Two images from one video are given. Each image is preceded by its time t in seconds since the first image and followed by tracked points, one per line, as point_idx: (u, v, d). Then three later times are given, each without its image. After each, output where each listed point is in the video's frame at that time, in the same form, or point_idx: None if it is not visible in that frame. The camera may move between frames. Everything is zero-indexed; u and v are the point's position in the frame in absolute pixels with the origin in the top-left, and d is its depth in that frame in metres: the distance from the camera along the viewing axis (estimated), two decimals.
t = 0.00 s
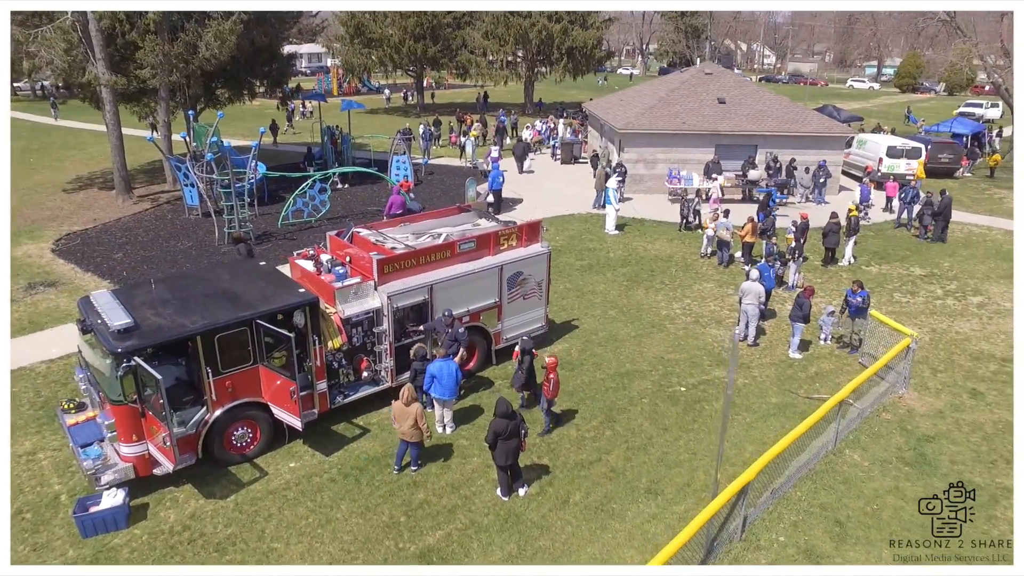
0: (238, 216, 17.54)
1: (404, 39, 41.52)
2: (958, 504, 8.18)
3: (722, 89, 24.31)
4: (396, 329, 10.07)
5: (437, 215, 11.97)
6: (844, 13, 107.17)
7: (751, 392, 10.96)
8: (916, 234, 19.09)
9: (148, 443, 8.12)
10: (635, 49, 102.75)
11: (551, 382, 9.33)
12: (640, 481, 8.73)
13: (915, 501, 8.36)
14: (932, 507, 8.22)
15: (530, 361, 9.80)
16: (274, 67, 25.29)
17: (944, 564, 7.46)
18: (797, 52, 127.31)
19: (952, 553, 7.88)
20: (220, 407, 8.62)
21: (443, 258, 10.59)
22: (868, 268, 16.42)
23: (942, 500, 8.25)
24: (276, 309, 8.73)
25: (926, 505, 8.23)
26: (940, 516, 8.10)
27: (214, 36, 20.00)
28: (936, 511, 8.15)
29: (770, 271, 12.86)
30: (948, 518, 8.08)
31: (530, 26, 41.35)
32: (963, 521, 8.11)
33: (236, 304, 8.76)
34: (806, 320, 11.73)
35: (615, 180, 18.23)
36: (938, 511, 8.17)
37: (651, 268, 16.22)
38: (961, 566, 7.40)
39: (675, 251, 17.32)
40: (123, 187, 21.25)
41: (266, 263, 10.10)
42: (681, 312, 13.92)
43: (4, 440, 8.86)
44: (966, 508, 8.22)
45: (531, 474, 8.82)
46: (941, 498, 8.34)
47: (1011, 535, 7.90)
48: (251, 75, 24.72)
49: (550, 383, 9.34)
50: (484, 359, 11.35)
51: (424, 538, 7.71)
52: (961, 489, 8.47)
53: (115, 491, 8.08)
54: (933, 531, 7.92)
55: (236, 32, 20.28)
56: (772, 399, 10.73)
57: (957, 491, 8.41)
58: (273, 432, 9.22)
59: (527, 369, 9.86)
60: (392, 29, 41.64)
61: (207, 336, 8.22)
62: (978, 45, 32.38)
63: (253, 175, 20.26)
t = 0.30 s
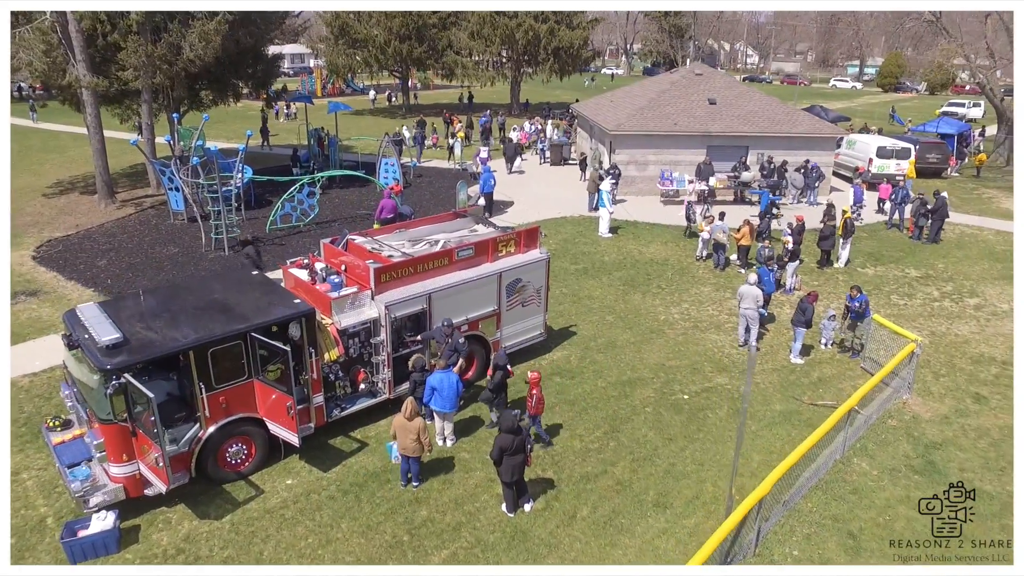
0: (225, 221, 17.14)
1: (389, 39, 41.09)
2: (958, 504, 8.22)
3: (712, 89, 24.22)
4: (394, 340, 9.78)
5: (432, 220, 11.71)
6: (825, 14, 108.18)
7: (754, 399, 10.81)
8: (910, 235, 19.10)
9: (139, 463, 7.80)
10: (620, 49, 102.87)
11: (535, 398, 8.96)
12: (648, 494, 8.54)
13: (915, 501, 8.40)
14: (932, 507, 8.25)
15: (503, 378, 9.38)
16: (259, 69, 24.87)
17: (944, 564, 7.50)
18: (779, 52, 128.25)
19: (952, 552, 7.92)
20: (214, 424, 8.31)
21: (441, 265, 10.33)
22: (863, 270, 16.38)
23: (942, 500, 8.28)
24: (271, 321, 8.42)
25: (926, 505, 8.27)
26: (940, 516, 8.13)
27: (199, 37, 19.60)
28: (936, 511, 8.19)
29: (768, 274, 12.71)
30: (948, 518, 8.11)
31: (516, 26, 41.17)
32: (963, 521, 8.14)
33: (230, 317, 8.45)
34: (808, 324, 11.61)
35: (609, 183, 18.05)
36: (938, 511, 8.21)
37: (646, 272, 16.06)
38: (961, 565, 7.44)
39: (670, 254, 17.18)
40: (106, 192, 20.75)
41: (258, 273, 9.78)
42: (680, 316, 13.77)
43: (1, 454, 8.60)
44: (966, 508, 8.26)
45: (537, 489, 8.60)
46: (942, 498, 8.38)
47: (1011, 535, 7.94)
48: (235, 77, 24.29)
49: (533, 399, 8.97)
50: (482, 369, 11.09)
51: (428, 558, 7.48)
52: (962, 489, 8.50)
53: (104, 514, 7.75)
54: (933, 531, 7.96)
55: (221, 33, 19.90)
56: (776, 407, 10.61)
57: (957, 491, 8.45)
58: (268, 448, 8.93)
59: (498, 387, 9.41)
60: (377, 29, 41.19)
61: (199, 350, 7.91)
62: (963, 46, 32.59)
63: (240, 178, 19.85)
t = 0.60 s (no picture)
0: (224, 225, 16.81)
1: (388, 39, 40.71)
2: (958, 504, 8.24)
3: (717, 91, 23.97)
4: (401, 351, 9.48)
5: (439, 227, 11.43)
6: (822, 14, 108.21)
7: (770, 410, 10.55)
8: (918, 238, 18.89)
9: (139, 483, 7.49)
10: (617, 48, 102.59)
11: (528, 414, 8.49)
12: (665, 511, 8.27)
13: (925, 507, 8.32)
14: (932, 507, 8.28)
15: (496, 397, 9.04)
16: (257, 69, 24.49)
17: (944, 564, 7.52)
18: (777, 52, 128.08)
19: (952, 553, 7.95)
20: (216, 441, 8.00)
21: (449, 274, 10.04)
22: (873, 275, 16.13)
23: (942, 500, 8.31)
24: (276, 334, 8.12)
25: (926, 505, 8.30)
26: (940, 516, 8.15)
27: (197, 37, 19.28)
28: (936, 511, 8.22)
29: (782, 280, 12.41)
30: (949, 518, 8.13)
31: (515, 26, 40.93)
32: (964, 522, 8.16)
33: (232, 329, 8.15)
34: (823, 333, 11.34)
35: (614, 186, 17.77)
36: (939, 511, 8.24)
37: (654, 277, 15.79)
38: (961, 566, 7.47)
39: (676, 259, 16.93)
40: (102, 195, 20.40)
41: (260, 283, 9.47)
42: (689, 323, 13.51)
43: None
44: (966, 508, 8.29)
45: (551, 506, 8.33)
46: (942, 499, 8.40)
47: (1012, 535, 7.98)
48: (233, 78, 23.95)
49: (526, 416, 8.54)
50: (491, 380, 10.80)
51: None
52: (962, 490, 8.53)
53: (102, 536, 7.44)
54: (933, 531, 7.98)
55: (219, 33, 19.60)
56: (793, 418, 10.35)
57: (956, 492, 8.49)
58: (272, 464, 8.63)
59: (490, 404, 9.07)
60: (376, 29, 40.82)
61: (201, 365, 7.61)
62: (966, 47, 32.39)
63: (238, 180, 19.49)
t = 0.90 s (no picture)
0: (224, 229, 16.55)
1: (388, 39, 40.36)
2: (957, 504, 8.24)
3: (722, 92, 23.72)
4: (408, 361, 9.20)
5: (445, 232, 11.18)
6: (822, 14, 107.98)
7: (785, 420, 10.29)
8: (928, 241, 18.65)
9: (138, 501, 7.22)
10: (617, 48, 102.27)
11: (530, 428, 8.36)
12: (681, 527, 8.02)
13: (950, 523, 8.06)
14: (932, 507, 8.29)
15: (502, 409, 8.81)
16: (257, 70, 24.20)
17: (943, 564, 7.52)
18: (777, 51, 127.80)
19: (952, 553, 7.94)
20: (218, 456, 7.73)
21: (457, 281, 9.77)
22: (884, 279, 15.87)
23: (942, 500, 8.31)
24: (280, 345, 7.85)
25: (926, 505, 8.31)
26: (940, 516, 8.16)
27: (196, 37, 19.04)
28: (935, 511, 8.22)
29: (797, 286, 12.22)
30: (948, 517, 8.13)
31: (517, 26, 40.67)
32: (963, 521, 8.16)
33: (234, 340, 7.88)
34: (838, 340, 11.10)
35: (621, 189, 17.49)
36: (938, 511, 8.24)
37: (661, 282, 15.53)
38: (960, 565, 7.46)
39: (684, 263, 16.68)
40: (100, 198, 20.11)
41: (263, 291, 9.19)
42: (700, 330, 13.26)
43: None
44: (966, 508, 8.28)
45: (564, 522, 8.07)
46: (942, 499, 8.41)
47: (1012, 534, 7.98)
48: (233, 79, 23.68)
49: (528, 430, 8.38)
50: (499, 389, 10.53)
51: None
52: (961, 489, 8.53)
53: (99, 556, 7.17)
54: (933, 531, 7.97)
55: (219, 33, 19.36)
56: (809, 429, 10.09)
57: (956, 491, 8.49)
58: (275, 479, 8.36)
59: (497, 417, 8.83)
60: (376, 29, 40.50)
61: (202, 378, 7.34)
62: (972, 48, 32.15)
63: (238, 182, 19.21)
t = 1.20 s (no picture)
0: (224, 232, 16.28)
1: (388, 40, 40.02)
2: (957, 504, 8.22)
3: (727, 92, 23.47)
4: (417, 370, 8.93)
5: (452, 236, 10.91)
6: (822, 15, 107.79)
7: (802, 429, 10.04)
8: (937, 244, 18.42)
9: (138, 518, 6.95)
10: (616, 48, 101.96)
11: (535, 442, 8.20)
12: (699, 542, 7.77)
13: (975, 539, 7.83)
14: (932, 507, 8.32)
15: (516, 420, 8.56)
16: (257, 70, 23.88)
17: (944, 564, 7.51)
18: (777, 52, 127.49)
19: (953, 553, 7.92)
20: (221, 470, 7.46)
21: (466, 287, 9.50)
22: (895, 283, 15.63)
23: (942, 500, 8.33)
24: (285, 356, 7.58)
25: (926, 505, 8.33)
26: (939, 516, 8.17)
27: (195, 37, 18.76)
28: (935, 511, 8.25)
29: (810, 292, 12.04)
30: (948, 518, 8.14)
31: (517, 26, 40.39)
32: (963, 521, 8.14)
33: (237, 350, 7.61)
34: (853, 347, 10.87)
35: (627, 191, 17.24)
36: (938, 511, 8.26)
37: (669, 286, 15.29)
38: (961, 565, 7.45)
39: (691, 266, 16.42)
40: (97, 200, 19.79)
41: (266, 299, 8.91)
42: (710, 335, 13.00)
43: None
44: (966, 507, 8.25)
45: (579, 537, 7.81)
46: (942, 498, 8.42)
47: (1012, 534, 7.95)
48: (232, 79, 23.36)
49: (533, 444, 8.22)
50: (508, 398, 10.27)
51: None
52: (961, 489, 8.52)
53: None
54: (933, 531, 7.99)
55: (219, 33, 19.08)
56: (827, 438, 9.83)
57: (956, 491, 8.49)
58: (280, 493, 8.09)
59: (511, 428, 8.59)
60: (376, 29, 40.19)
61: (205, 391, 7.06)
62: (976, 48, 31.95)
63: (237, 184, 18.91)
